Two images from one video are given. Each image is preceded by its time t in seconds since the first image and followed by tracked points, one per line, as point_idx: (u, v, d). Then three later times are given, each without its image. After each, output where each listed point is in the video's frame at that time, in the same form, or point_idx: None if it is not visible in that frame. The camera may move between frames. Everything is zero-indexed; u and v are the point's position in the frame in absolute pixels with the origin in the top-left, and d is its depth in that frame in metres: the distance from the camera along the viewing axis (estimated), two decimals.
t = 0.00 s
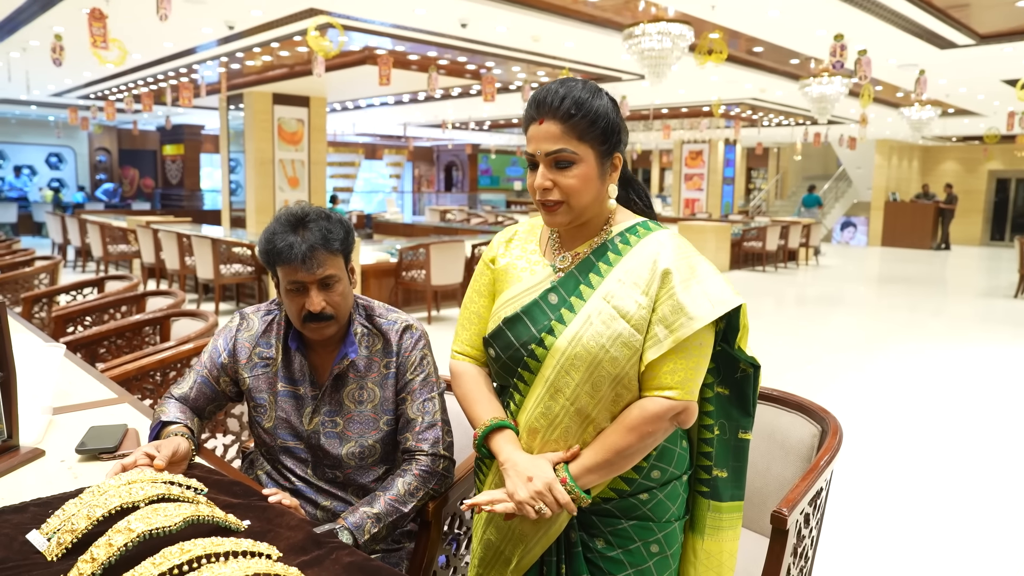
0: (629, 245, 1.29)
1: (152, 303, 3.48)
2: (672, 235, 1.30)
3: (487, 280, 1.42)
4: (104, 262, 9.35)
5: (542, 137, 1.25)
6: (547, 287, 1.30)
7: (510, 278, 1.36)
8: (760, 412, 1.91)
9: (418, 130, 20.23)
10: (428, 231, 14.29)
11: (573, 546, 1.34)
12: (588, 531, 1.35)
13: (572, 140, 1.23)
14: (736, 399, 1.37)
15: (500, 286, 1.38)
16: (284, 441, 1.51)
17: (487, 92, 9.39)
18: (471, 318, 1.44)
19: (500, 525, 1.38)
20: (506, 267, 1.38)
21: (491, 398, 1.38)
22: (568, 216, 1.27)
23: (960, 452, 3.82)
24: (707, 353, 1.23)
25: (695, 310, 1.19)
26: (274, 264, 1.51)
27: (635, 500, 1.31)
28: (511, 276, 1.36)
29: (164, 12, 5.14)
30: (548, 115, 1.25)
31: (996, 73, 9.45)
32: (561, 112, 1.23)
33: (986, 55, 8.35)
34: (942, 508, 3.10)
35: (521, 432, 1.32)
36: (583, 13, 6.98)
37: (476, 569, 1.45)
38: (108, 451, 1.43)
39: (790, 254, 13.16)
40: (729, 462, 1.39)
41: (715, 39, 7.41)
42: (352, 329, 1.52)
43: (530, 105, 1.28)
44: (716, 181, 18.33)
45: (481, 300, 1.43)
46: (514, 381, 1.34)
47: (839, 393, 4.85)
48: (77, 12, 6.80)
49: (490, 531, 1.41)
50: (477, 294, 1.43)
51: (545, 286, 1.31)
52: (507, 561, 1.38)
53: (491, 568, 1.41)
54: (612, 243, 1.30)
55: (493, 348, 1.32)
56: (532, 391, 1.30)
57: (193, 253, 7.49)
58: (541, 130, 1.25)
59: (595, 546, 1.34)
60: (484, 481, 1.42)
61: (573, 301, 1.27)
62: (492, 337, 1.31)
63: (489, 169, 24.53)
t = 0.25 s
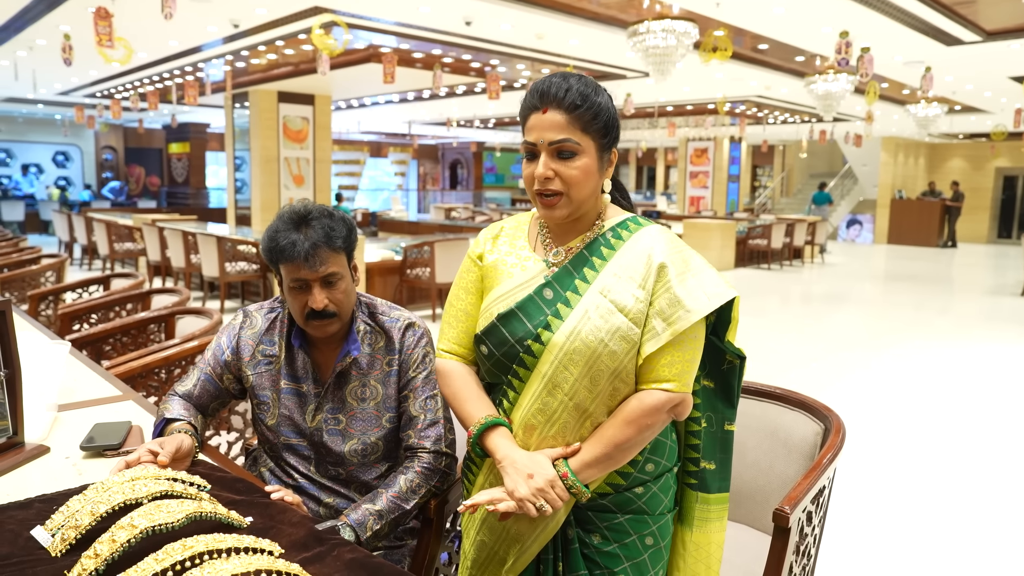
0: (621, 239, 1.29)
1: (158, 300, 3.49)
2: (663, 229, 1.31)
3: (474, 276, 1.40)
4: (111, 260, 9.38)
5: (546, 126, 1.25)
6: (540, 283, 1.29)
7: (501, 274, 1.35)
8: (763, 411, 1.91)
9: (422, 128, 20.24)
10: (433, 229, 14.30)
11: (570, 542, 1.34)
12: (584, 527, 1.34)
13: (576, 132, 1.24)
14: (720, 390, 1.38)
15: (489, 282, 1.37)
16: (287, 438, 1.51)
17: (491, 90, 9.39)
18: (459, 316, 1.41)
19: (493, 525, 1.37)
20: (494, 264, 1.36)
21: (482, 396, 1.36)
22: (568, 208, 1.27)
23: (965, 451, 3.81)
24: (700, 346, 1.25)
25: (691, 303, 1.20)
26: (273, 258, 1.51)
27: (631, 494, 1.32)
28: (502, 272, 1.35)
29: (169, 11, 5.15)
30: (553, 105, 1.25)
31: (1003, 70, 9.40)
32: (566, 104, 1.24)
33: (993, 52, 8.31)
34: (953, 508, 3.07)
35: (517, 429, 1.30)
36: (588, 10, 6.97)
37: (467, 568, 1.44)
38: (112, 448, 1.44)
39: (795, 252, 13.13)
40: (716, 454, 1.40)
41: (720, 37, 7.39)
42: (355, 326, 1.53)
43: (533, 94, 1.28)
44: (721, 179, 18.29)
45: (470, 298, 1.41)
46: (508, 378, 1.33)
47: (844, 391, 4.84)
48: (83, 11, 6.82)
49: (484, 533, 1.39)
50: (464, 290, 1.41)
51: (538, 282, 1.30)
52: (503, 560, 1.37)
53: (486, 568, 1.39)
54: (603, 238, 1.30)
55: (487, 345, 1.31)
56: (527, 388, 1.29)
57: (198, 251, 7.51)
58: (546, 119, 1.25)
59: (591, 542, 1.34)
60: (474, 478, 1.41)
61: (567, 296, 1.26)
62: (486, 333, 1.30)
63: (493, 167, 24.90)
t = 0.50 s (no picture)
0: (614, 238, 1.30)
1: (167, 300, 3.52)
2: (655, 227, 1.33)
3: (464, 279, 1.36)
4: (122, 259, 9.44)
5: (567, 122, 1.24)
6: (537, 284, 1.28)
7: (494, 278, 1.31)
8: (769, 410, 1.91)
9: (431, 126, 20.27)
10: (441, 228, 14.33)
11: (575, 541, 1.32)
12: (587, 522, 1.33)
13: (596, 131, 1.25)
14: (705, 379, 1.41)
15: (481, 286, 1.32)
16: (294, 437, 1.52)
17: (499, 89, 9.39)
18: (448, 319, 1.35)
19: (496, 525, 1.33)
20: (487, 266, 1.32)
21: (480, 401, 1.32)
22: (578, 207, 1.27)
23: (975, 449, 3.79)
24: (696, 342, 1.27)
25: (690, 302, 1.22)
26: (280, 253, 1.49)
27: (632, 487, 1.32)
28: (495, 275, 1.31)
29: (179, 12, 5.19)
30: (575, 103, 1.25)
31: (1015, 66, 9.33)
32: (587, 104, 1.25)
33: (1004, 48, 8.24)
34: (962, 507, 3.06)
35: (519, 434, 1.28)
36: (595, 8, 6.96)
37: (468, 570, 1.39)
38: (121, 446, 1.45)
39: (805, 250, 13.08)
40: (705, 444, 1.42)
41: (728, 34, 7.36)
42: (361, 325, 1.53)
43: (552, 88, 1.26)
44: (730, 176, 18.23)
45: (460, 301, 1.36)
46: (507, 383, 1.30)
47: (853, 390, 4.82)
48: (93, 12, 6.86)
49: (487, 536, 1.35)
50: (454, 294, 1.36)
51: (534, 284, 1.28)
52: (507, 561, 1.34)
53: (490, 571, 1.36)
54: (598, 237, 1.30)
55: (484, 351, 1.28)
56: (528, 393, 1.27)
57: (208, 250, 7.55)
58: (568, 115, 1.24)
59: (597, 536, 1.33)
60: (473, 479, 1.39)
61: (567, 299, 1.26)
62: (483, 339, 1.27)
63: (503, 166, 24.53)
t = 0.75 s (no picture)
0: (616, 238, 1.30)
1: (177, 300, 3.55)
2: (654, 224, 1.33)
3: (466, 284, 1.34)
4: (134, 259, 9.51)
5: (571, 130, 1.24)
6: (542, 290, 1.27)
7: (496, 283, 1.30)
8: (778, 406, 1.91)
9: (440, 125, 20.30)
10: (451, 227, 14.35)
11: (585, 537, 1.31)
12: (597, 516, 1.32)
13: (599, 139, 1.26)
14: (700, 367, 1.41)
15: (483, 292, 1.31)
16: (302, 435, 1.53)
17: (508, 87, 9.39)
18: (450, 325, 1.34)
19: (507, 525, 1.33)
20: (487, 272, 1.31)
21: (486, 406, 1.31)
22: (582, 214, 1.27)
23: (988, 446, 3.76)
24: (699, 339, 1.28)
25: (695, 301, 1.23)
26: (285, 254, 1.50)
27: (640, 480, 1.32)
28: (497, 280, 1.30)
29: (188, 14, 5.22)
30: (579, 110, 1.24)
31: None
32: (592, 113, 1.25)
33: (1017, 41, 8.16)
34: (974, 504, 3.04)
35: (529, 438, 1.28)
36: (603, 5, 6.94)
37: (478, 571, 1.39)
38: (132, 444, 1.47)
39: (816, 246, 13.01)
40: (702, 430, 1.43)
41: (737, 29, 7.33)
42: (368, 324, 1.54)
43: (555, 94, 1.25)
44: (741, 173, 18.15)
45: (461, 307, 1.34)
46: (514, 388, 1.29)
47: (865, 386, 4.80)
48: (103, 14, 6.91)
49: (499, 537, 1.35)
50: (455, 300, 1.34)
51: (539, 290, 1.27)
52: (518, 561, 1.34)
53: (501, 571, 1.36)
54: (599, 238, 1.30)
55: (491, 359, 1.27)
56: (537, 398, 1.27)
57: (219, 250, 7.59)
58: (571, 124, 1.24)
59: (607, 529, 1.32)
60: (479, 481, 1.39)
61: (573, 303, 1.26)
62: (490, 347, 1.26)
63: (512, 164, 24.76)
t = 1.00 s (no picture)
0: (619, 239, 1.29)
1: (186, 299, 3.57)
2: (656, 223, 1.33)
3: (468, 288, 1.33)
4: (145, 259, 9.58)
5: (577, 135, 1.23)
6: (547, 292, 1.27)
7: (501, 286, 1.28)
8: (783, 405, 1.90)
9: (449, 124, 20.32)
10: (459, 226, 14.37)
11: (593, 536, 1.31)
12: (604, 514, 1.32)
13: (604, 144, 1.25)
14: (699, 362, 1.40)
15: (486, 296, 1.30)
16: (306, 434, 1.55)
17: (516, 86, 9.40)
18: (453, 330, 1.32)
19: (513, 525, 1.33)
20: (490, 275, 1.29)
21: (493, 409, 1.31)
22: (587, 218, 1.27)
23: (998, 447, 3.73)
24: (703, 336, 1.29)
25: (701, 301, 1.23)
26: (290, 254, 1.51)
27: (646, 477, 1.32)
28: (501, 284, 1.29)
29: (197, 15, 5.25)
30: (585, 115, 1.23)
31: None
32: (598, 117, 1.24)
33: None
34: (984, 505, 3.02)
35: (538, 439, 1.29)
36: (611, 4, 6.93)
37: (483, 572, 1.40)
38: (138, 443, 1.48)
39: (826, 245, 12.94)
40: (701, 423, 1.43)
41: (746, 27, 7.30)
42: (371, 324, 1.55)
43: (560, 98, 1.23)
44: (750, 171, 18.07)
45: (463, 309, 1.33)
46: (521, 391, 1.29)
47: (874, 386, 4.77)
48: (114, 16, 6.96)
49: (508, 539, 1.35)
50: (458, 305, 1.33)
51: (545, 293, 1.27)
52: (525, 562, 1.34)
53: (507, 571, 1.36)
54: (603, 238, 1.30)
55: (498, 362, 1.26)
56: (544, 401, 1.27)
57: (228, 249, 7.63)
58: (578, 129, 1.23)
59: (614, 527, 1.32)
60: (485, 482, 1.40)
61: (579, 305, 1.26)
62: (496, 351, 1.25)
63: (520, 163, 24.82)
